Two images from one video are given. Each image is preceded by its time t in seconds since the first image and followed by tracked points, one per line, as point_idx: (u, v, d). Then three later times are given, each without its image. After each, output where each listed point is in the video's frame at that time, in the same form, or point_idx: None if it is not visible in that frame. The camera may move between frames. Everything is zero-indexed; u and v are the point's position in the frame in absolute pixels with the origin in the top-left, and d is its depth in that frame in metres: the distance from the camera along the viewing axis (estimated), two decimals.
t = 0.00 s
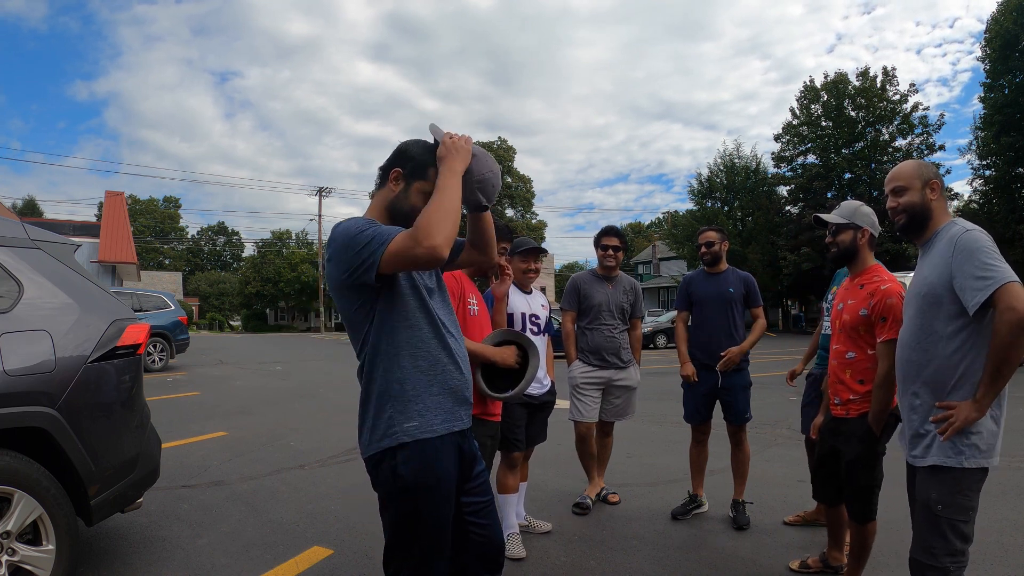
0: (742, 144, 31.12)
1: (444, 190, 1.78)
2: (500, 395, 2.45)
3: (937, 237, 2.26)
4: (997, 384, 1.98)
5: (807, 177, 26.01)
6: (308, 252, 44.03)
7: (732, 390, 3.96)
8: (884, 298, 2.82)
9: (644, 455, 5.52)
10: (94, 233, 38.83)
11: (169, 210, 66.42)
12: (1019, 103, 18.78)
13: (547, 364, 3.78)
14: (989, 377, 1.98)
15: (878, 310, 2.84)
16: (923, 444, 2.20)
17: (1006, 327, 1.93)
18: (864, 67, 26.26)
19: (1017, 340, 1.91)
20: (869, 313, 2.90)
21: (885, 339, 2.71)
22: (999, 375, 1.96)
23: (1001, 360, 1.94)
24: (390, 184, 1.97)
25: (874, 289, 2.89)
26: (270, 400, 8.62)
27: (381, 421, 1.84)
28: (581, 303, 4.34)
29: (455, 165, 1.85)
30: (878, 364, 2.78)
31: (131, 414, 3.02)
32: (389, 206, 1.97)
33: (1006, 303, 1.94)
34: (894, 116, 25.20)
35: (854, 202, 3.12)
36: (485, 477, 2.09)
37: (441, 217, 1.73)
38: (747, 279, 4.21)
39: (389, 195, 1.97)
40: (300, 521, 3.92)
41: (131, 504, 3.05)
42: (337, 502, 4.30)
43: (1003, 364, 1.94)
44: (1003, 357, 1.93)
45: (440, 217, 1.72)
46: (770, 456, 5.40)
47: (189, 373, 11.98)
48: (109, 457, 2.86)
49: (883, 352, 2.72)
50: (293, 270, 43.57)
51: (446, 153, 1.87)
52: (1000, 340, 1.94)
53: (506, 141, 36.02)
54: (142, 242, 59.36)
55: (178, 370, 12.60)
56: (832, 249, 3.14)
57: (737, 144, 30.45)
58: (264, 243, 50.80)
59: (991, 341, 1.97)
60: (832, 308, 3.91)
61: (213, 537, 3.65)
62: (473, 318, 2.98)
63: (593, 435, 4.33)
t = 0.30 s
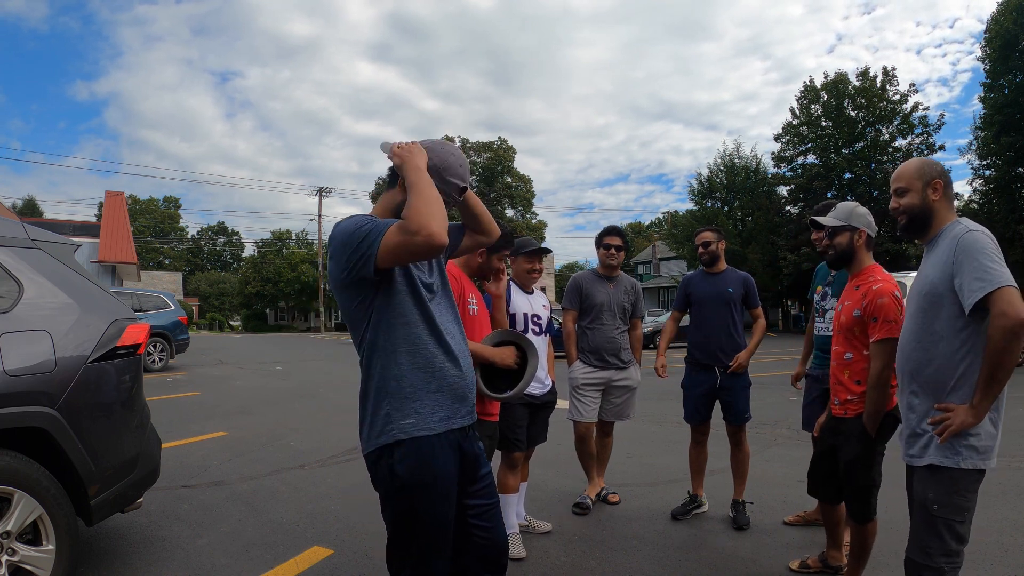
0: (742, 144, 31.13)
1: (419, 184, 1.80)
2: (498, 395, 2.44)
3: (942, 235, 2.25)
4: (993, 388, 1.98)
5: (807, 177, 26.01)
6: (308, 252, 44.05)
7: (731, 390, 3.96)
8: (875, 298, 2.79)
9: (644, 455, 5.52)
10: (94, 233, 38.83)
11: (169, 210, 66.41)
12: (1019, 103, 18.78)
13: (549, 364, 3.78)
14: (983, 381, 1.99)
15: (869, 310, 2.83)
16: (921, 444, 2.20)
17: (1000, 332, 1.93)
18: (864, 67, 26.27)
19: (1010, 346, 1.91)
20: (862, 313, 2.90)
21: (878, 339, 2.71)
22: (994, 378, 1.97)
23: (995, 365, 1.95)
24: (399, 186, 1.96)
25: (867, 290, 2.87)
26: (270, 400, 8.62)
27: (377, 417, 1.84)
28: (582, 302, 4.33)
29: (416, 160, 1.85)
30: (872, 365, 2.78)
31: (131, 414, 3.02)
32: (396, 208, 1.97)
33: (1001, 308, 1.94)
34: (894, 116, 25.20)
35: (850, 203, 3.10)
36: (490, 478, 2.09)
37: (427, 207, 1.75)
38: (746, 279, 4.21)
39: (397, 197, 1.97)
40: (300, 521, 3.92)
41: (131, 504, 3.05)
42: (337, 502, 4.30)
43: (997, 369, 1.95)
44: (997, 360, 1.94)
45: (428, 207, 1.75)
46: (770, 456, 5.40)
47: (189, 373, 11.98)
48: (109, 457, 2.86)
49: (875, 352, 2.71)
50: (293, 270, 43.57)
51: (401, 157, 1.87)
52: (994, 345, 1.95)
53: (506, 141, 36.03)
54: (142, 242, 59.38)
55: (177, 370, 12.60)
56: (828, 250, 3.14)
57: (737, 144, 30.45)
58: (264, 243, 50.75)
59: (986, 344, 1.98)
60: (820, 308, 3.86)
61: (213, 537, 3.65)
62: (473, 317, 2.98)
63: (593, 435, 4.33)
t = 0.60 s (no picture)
0: (742, 144, 31.13)
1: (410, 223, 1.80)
2: (497, 395, 2.43)
3: (939, 237, 2.23)
4: (987, 394, 1.98)
5: (807, 177, 26.00)
6: (308, 252, 44.06)
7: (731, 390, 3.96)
8: (873, 299, 2.79)
9: (644, 455, 5.52)
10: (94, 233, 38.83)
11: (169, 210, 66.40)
12: (1019, 103, 18.78)
13: (550, 364, 3.79)
14: (977, 387, 1.99)
15: (867, 310, 2.83)
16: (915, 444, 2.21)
17: (996, 341, 1.93)
18: (864, 67, 26.27)
19: (1006, 357, 1.92)
20: (861, 313, 2.91)
21: (876, 339, 2.71)
22: (988, 384, 1.97)
23: (990, 372, 1.95)
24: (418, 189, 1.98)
25: (865, 289, 2.88)
26: (270, 400, 8.62)
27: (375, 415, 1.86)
28: (582, 303, 4.33)
29: (407, 190, 1.84)
30: (871, 364, 2.78)
31: (131, 414, 3.01)
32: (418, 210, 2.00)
33: (999, 318, 1.93)
34: (894, 116, 25.19)
35: (850, 203, 3.10)
36: (491, 478, 2.09)
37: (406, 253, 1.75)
38: (745, 279, 4.21)
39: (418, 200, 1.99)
40: (300, 521, 3.92)
41: (131, 504, 3.05)
42: (337, 502, 4.30)
43: (992, 377, 1.95)
44: (992, 368, 1.94)
45: (410, 254, 1.72)
46: (770, 456, 5.40)
47: (189, 373, 11.98)
48: (109, 457, 2.86)
49: (874, 351, 2.71)
50: (293, 270, 43.58)
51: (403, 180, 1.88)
52: (990, 353, 1.95)
53: (506, 141, 36.02)
54: (142, 242, 59.37)
55: (177, 370, 12.59)
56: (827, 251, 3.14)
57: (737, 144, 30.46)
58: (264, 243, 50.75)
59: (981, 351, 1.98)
60: (810, 309, 3.84)
61: (213, 537, 3.65)
62: (472, 317, 2.99)
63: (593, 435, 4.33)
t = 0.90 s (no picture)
0: (742, 144, 31.14)
1: (387, 427, 1.71)
2: (497, 394, 2.42)
3: (937, 237, 2.20)
4: (974, 398, 1.95)
5: (807, 177, 26.00)
6: (308, 252, 44.06)
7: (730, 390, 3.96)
8: (881, 299, 2.82)
9: (644, 455, 5.52)
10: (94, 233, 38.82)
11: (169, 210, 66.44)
12: (1019, 103, 18.77)
13: (551, 364, 3.78)
14: (964, 390, 1.97)
15: (875, 311, 2.84)
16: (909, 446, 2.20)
17: (982, 345, 1.90)
18: (864, 67, 26.27)
19: (992, 362, 1.89)
20: (867, 313, 2.91)
21: (884, 339, 2.73)
22: (977, 390, 1.94)
23: (975, 376, 1.93)
24: (418, 181, 1.98)
25: (872, 289, 2.89)
26: (270, 400, 8.62)
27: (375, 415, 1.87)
28: (582, 303, 4.33)
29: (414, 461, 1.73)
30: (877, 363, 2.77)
31: (131, 414, 3.01)
32: (421, 202, 2.00)
33: (986, 323, 1.90)
34: (894, 116, 25.19)
35: (854, 203, 3.11)
36: (489, 476, 2.09)
37: (370, 383, 1.71)
38: (746, 280, 4.21)
39: (419, 193, 1.99)
40: (300, 522, 3.92)
41: (131, 504, 3.05)
42: (337, 502, 4.30)
43: (978, 381, 1.92)
44: (980, 373, 1.91)
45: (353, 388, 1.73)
46: (770, 456, 5.40)
47: (189, 373, 11.97)
48: (109, 457, 2.86)
49: (881, 351, 2.72)
50: (293, 270, 43.57)
51: (418, 483, 1.72)
52: (976, 360, 1.92)
53: (506, 141, 36.01)
54: (142, 242, 59.37)
55: (177, 370, 12.58)
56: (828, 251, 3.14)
57: (737, 144, 30.46)
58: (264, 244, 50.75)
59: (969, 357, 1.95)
60: (806, 308, 3.84)
61: (213, 537, 3.65)
62: (470, 316, 2.92)
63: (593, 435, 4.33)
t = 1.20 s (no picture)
0: (742, 144, 31.15)
1: (335, 419, 1.74)
2: (499, 394, 2.42)
3: (931, 232, 2.15)
4: (961, 398, 1.92)
5: (807, 177, 26.00)
6: (308, 252, 44.08)
7: (730, 390, 3.96)
8: (891, 300, 2.83)
9: (644, 455, 5.52)
10: (94, 233, 38.81)
11: (169, 210, 66.44)
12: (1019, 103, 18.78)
13: (551, 364, 3.78)
14: (951, 390, 1.93)
15: (887, 313, 2.85)
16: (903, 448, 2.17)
17: (968, 344, 1.87)
18: (864, 67, 26.28)
19: (977, 361, 1.85)
20: (875, 314, 2.91)
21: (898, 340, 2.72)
22: (962, 392, 1.91)
23: (962, 375, 1.89)
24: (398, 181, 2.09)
25: (880, 290, 2.90)
26: (270, 400, 8.63)
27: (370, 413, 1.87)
28: (582, 303, 4.34)
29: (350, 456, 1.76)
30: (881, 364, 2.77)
31: (131, 414, 3.01)
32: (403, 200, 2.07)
33: (973, 322, 1.87)
34: (894, 116, 25.20)
35: (857, 203, 3.10)
36: (489, 477, 2.09)
37: (342, 371, 1.75)
38: (743, 278, 4.17)
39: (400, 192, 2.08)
40: (300, 521, 3.92)
41: (131, 504, 3.05)
42: (337, 502, 4.30)
43: (964, 380, 1.89)
44: (965, 374, 1.88)
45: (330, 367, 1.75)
46: (770, 456, 5.40)
47: (189, 373, 11.97)
48: (109, 457, 2.86)
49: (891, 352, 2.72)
50: (293, 270, 43.57)
51: (339, 478, 1.74)
52: (962, 360, 1.88)
53: (506, 141, 36.01)
54: (142, 242, 59.39)
55: (177, 370, 12.59)
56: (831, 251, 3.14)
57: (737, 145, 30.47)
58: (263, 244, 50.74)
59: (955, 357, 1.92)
60: (807, 308, 3.81)
61: (212, 537, 3.65)
62: (469, 316, 2.91)
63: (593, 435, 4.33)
